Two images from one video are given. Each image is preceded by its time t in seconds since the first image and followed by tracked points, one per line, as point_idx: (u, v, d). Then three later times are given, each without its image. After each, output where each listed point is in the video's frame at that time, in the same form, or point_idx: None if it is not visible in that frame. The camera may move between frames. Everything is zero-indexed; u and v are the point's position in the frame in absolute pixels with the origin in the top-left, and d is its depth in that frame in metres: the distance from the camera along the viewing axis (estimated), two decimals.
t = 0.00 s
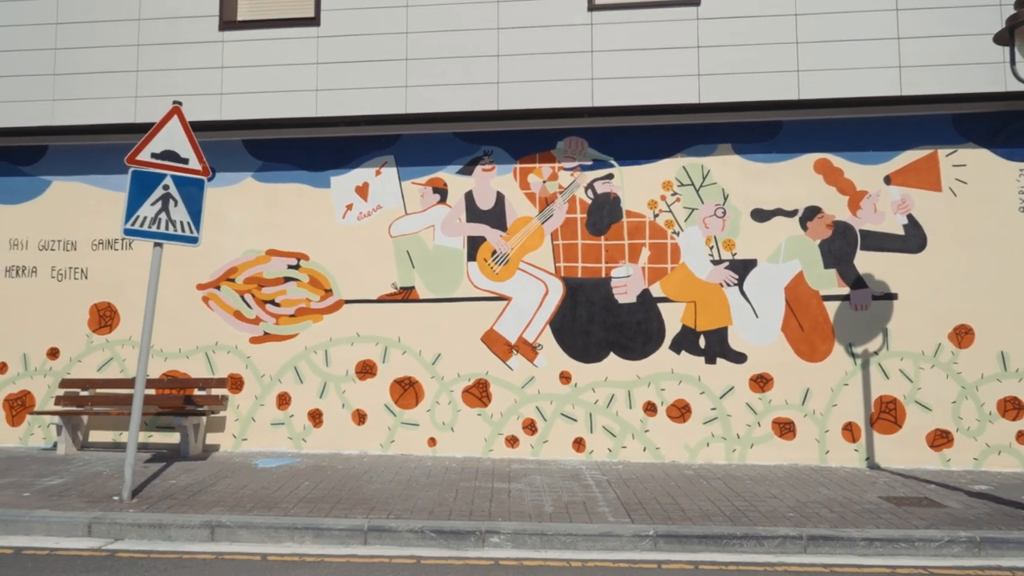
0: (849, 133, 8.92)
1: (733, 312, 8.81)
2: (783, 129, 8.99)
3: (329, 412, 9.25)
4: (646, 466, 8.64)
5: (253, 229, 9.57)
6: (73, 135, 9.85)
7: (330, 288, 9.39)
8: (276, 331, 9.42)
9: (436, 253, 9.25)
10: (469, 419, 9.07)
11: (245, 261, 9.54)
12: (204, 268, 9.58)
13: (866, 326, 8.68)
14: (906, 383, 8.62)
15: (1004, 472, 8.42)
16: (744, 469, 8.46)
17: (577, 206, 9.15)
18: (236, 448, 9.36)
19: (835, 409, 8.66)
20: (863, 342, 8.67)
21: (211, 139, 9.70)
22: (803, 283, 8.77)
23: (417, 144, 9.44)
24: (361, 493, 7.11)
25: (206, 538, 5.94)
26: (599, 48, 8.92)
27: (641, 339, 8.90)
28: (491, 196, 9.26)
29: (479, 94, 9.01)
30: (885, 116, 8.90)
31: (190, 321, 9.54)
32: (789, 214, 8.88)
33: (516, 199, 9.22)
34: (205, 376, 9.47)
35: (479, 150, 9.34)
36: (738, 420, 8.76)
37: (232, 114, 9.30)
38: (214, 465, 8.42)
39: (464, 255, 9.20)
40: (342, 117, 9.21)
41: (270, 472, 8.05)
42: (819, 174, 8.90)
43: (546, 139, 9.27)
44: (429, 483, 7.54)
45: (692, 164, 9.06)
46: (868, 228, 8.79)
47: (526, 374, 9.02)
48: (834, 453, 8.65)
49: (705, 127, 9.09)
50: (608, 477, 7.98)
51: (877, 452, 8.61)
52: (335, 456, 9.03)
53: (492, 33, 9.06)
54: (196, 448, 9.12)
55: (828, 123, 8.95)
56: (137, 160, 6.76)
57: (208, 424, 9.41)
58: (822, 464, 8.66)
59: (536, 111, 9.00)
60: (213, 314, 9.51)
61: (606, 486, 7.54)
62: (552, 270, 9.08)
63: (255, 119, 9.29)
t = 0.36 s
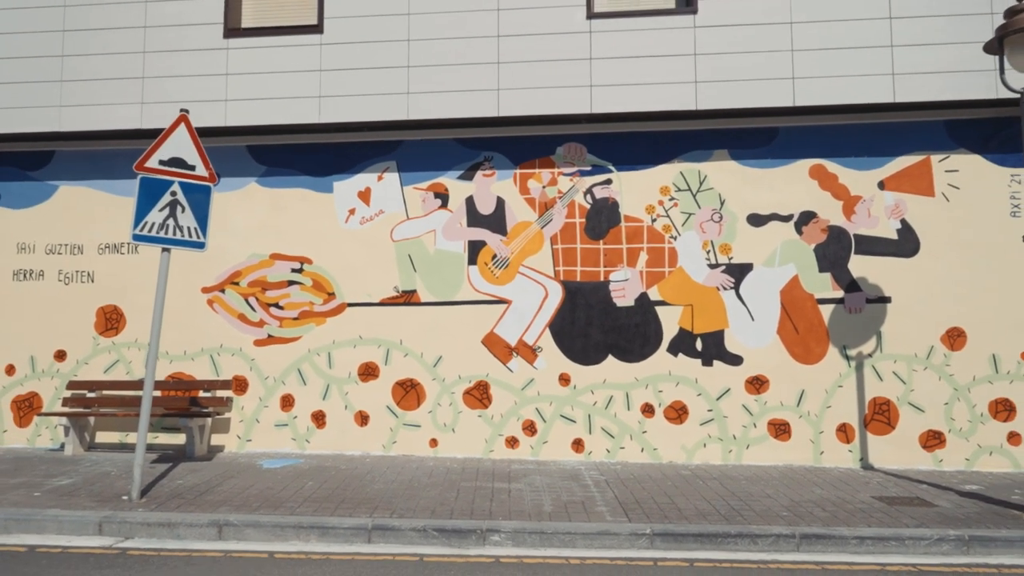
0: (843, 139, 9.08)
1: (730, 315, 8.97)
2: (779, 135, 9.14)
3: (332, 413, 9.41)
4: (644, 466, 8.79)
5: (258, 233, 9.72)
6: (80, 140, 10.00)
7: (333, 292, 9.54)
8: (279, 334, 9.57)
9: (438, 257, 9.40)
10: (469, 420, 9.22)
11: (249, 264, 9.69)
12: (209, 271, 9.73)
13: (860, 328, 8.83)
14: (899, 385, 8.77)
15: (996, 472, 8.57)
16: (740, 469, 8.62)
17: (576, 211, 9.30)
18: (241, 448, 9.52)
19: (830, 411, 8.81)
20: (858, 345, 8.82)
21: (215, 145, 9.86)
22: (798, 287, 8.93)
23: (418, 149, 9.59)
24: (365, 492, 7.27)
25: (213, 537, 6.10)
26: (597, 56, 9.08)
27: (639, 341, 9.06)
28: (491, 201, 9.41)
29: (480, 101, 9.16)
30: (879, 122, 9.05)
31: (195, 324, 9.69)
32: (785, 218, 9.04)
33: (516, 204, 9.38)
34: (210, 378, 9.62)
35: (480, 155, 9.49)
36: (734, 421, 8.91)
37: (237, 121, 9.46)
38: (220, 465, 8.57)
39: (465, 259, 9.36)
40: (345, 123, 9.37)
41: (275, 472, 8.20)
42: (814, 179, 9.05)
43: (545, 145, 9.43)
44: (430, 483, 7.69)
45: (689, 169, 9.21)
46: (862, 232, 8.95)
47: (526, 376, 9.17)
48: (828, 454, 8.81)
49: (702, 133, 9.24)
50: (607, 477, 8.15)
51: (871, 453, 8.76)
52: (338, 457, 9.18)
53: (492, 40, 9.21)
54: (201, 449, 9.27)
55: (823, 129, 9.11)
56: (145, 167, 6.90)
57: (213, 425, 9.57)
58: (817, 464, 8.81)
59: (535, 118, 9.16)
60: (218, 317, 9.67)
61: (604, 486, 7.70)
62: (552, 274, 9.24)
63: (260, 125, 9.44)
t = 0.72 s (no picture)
0: (838, 144, 9.23)
1: (726, 318, 9.11)
2: (774, 141, 9.29)
3: (335, 414, 9.55)
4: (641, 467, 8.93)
5: (261, 237, 9.87)
6: (86, 145, 10.15)
7: (335, 294, 9.69)
8: (283, 336, 9.71)
9: (439, 260, 9.54)
10: (470, 421, 9.36)
11: (253, 268, 9.84)
12: (213, 275, 9.88)
13: (854, 331, 8.97)
14: (893, 386, 8.91)
15: (988, 472, 8.71)
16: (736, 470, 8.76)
17: (575, 215, 9.45)
18: (245, 449, 9.66)
19: (824, 412, 8.96)
20: (852, 347, 8.96)
21: (220, 150, 10.00)
22: (794, 290, 9.07)
23: (419, 154, 9.74)
24: (368, 492, 7.42)
25: (220, 535, 6.24)
26: (596, 63, 9.22)
27: (637, 343, 9.20)
28: (492, 205, 9.56)
29: (480, 107, 9.31)
30: (873, 128, 9.20)
31: (200, 326, 9.83)
32: (780, 223, 9.18)
33: (516, 208, 9.52)
34: (214, 379, 9.76)
35: (480, 160, 9.64)
36: (731, 422, 9.05)
37: (241, 126, 9.60)
38: (225, 466, 8.71)
39: (466, 262, 9.50)
40: (348, 129, 9.51)
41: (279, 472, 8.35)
42: (809, 184, 9.20)
43: (545, 150, 9.58)
44: (432, 483, 7.84)
45: (686, 174, 9.36)
46: (857, 236, 9.09)
47: (526, 377, 9.31)
48: (823, 454, 8.95)
49: (699, 138, 9.39)
50: (605, 477, 8.29)
51: (865, 453, 8.91)
52: (340, 457, 9.32)
53: (492, 48, 9.36)
54: (206, 450, 9.41)
55: (818, 135, 9.26)
56: (153, 174, 7.04)
57: (217, 426, 9.71)
58: (812, 465, 8.95)
59: (535, 124, 9.30)
60: (222, 320, 9.81)
61: (602, 486, 7.85)
62: (551, 277, 9.38)
63: (263, 131, 9.59)
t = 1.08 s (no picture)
0: (833, 149, 9.37)
1: (723, 320, 9.25)
2: (770, 146, 9.43)
3: (337, 415, 9.68)
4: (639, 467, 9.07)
5: (265, 240, 10.00)
6: (92, 150, 10.28)
7: (337, 297, 9.82)
8: (286, 338, 9.85)
9: (439, 263, 9.68)
10: (470, 422, 9.50)
11: (256, 270, 9.97)
12: (217, 277, 10.01)
13: (848, 333, 9.11)
14: (887, 388, 9.05)
15: (980, 472, 8.86)
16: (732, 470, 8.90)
17: (574, 219, 9.58)
18: (248, 449, 9.80)
19: (819, 413, 9.10)
20: (846, 349, 9.10)
21: (224, 154, 10.14)
22: (789, 293, 9.21)
23: (420, 159, 9.87)
24: (370, 491, 7.57)
25: (226, 534, 6.38)
26: (594, 69, 9.36)
27: (635, 345, 9.34)
28: (492, 209, 9.69)
29: (480, 112, 9.44)
30: (867, 134, 9.34)
31: (204, 328, 9.97)
32: (776, 226, 9.32)
33: (515, 212, 9.66)
34: (218, 381, 9.90)
35: (481, 165, 9.78)
36: (727, 423, 9.19)
37: (245, 131, 9.74)
38: (229, 466, 8.85)
39: (466, 265, 9.64)
40: (350, 134, 9.65)
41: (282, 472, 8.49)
42: (804, 188, 9.34)
43: (544, 155, 9.71)
44: (433, 483, 7.98)
45: (683, 179, 9.49)
46: (851, 240, 9.23)
47: (526, 379, 9.45)
48: (818, 455, 9.09)
49: (696, 143, 9.53)
50: (603, 477, 8.43)
51: (859, 454, 9.05)
52: (343, 458, 9.46)
53: (493, 54, 9.50)
54: (210, 450, 9.55)
55: (813, 140, 9.40)
56: (160, 180, 7.14)
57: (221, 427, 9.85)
58: (807, 465, 9.09)
59: (535, 129, 9.44)
60: (226, 322, 9.94)
61: (600, 486, 7.99)
62: (550, 280, 9.52)
63: (267, 135, 9.72)
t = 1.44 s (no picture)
0: (827, 153, 9.50)
1: (719, 322, 9.38)
2: (766, 150, 9.57)
3: (339, 415, 9.82)
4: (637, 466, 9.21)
5: (267, 243, 10.14)
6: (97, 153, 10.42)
7: (339, 299, 9.96)
8: (288, 339, 9.98)
9: (440, 265, 9.82)
10: (470, 422, 9.63)
11: (259, 273, 10.10)
12: (221, 279, 10.15)
13: (843, 334, 9.25)
14: (881, 388, 9.19)
15: (972, 472, 8.99)
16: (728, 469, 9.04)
17: (572, 222, 9.71)
18: (251, 449, 9.94)
19: (814, 413, 9.23)
20: (841, 350, 9.24)
21: (227, 158, 10.27)
22: (785, 295, 9.34)
23: (421, 162, 10.01)
24: (372, 491, 7.71)
25: (231, 533, 6.52)
26: (592, 74, 9.49)
27: (632, 346, 9.47)
28: (491, 212, 9.83)
29: (480, 117, 9.57)
30: (862, 138, 9.47)
31: (207, 329, 10.10)
32: (772, 229, 9.45)
33: (515, 215, 9.79)
34: (221, 381, 10.03)
35: (481, 169, 9.91)
36: (724, 423, 9.33)
37: (248, 136, 9.87)
38: (233, 466, 8.99)
39: (466, 268, 9.77)
40: (352, 138, 9.78)
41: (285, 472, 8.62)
42: (799, 192, 9.47)
43: (543, 159, 9.85)
44: (433, 482, 8.11)
45: (680, 182, 9.63)
46: (846, 243, 9.36)
47: (525, 380, 9.59)
48: (813, 454, 9.22)
49: (693, 147, 9.66)
50: (601, 476, 8.57)
51: (853, 453, 9.18)
52: (344, 458, 9.60)
53: (492, 59, 9.63)
54: (214, 449, 9.69)
55: (808, 144, 9.53)
56: (166, 184, 7.28)
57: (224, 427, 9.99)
58: (802, 464, 9.23)
59: (534, 133, 9.57)
60: (229, 323, 10.08)
61: (598, 485, 8.12)
62: (549, 282, 9.65)
63: (269, 140, 9.86)
